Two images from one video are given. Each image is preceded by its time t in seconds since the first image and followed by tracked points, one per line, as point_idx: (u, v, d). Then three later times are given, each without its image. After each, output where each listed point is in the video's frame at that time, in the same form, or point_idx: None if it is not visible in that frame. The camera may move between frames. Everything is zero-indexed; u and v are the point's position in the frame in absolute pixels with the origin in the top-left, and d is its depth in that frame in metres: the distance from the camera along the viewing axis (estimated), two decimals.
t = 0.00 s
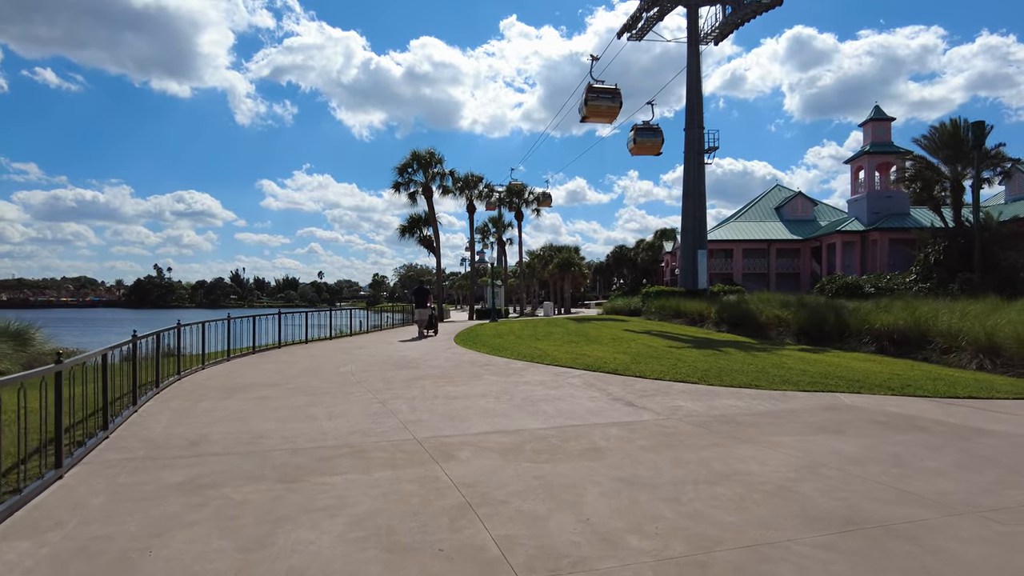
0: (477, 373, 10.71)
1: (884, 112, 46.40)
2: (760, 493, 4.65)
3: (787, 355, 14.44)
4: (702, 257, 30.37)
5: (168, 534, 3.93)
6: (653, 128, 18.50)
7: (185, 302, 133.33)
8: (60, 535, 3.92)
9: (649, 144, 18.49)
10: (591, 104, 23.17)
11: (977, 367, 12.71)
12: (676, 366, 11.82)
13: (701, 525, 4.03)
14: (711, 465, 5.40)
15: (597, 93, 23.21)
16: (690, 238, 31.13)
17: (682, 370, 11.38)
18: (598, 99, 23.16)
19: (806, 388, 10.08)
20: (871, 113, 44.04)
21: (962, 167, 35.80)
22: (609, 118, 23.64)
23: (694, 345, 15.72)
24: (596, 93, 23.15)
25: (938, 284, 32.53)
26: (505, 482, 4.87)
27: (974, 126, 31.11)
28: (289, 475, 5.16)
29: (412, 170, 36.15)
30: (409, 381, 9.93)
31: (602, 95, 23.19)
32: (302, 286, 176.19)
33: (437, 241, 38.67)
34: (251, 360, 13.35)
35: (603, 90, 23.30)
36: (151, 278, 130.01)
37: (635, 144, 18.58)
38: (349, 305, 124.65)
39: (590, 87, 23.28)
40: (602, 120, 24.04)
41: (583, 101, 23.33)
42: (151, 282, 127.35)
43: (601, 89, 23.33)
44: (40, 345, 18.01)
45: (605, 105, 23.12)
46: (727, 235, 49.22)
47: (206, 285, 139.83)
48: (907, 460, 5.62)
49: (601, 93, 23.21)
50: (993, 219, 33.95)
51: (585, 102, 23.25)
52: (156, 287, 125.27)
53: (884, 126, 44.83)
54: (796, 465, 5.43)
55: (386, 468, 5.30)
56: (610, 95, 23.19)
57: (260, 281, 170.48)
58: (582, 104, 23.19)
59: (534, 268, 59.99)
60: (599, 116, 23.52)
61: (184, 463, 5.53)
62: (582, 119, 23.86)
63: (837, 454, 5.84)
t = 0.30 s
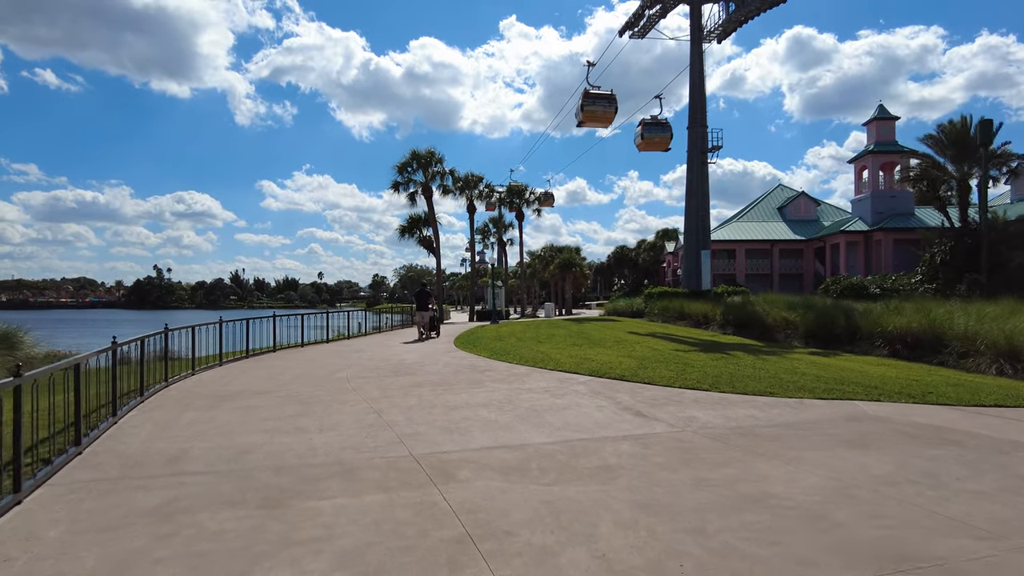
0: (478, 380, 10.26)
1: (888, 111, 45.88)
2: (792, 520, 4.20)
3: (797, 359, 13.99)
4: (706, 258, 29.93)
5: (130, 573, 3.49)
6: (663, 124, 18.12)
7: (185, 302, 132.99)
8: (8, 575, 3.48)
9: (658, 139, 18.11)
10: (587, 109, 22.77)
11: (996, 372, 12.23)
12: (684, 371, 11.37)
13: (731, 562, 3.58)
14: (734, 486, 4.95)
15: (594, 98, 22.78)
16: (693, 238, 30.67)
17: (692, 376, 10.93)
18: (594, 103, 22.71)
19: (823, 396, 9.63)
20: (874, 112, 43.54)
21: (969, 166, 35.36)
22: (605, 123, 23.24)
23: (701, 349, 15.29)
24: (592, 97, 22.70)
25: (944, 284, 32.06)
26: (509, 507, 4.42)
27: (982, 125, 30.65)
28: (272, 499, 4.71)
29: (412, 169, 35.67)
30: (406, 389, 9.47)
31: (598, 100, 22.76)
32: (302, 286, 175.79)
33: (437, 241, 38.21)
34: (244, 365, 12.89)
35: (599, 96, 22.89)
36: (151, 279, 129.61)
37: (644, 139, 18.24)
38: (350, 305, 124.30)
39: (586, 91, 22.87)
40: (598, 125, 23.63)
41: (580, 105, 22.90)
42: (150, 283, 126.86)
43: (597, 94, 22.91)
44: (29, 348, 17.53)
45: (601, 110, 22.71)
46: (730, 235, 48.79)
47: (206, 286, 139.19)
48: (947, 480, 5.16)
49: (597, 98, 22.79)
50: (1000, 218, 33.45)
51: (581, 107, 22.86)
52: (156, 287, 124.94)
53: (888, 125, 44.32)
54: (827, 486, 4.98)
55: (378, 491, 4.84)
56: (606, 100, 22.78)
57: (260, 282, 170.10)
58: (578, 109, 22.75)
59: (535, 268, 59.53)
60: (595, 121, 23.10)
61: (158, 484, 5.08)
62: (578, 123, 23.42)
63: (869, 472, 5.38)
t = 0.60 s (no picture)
0: (483, 381, 9.81)
1: (894, 108, 45.38)
2: (840, 542, 3.77)
3: (812, 360, 13.54)
4: (712, 257, 29.49)
5: None
6: (673, 117, 17.89)
7: (186, 302, 132.63)
8: None
9: (668, 132, 17.91)
10: (585, 113, 22.36)
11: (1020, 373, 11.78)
12: (698, 373, 10.92)
13: None
14: (768, 500, 4.51)
15: (593, 101, 22.33)
16: (699, 237, 30.22)
17: (706, 377, 10.49)
18: (593, 107, 22.26)
19: (845, 398, 9.19)
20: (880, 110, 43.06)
21: (978, 164, 34.93)
22: (604, 126, 22.84)
23: (711, 349, 14.83)
24: (592, 100, 22.26)
25: (953, 284, 31.59)
26: (524, 526, 3.98)
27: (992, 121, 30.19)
28: (262, 514, 4.27)
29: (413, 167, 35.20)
30: (408, 392, 9.02)
31: (597, 104, 22.32)
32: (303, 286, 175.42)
33: (439, 240, 37.77)
34: (241, 365, 12.45)
35: (597, 99, 22.47)
36: (152, 278, 129.25)
37: (655, 132, 18.02)
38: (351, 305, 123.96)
39: (585, 95, 22.44)
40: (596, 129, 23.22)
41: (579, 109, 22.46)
42: (151, 282, 126.48)
43: (596, 98, 22.48)
44: (20, 348, 17.07)
45: (600, 114, 22.28)
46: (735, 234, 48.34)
47: (207, 286, 138.76)
48: (999, 492, 4.73)
49: (595, 102, 22.35)
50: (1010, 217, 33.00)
51: (580, 110, 22.43)
52: (157, 287, 124.59)
53: (894, 123, 43.84)
54: (868, 500, 4.56)
55: (378, 505, 4.41)
56: (605, 103, 22.36)
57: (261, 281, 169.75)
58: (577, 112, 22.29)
59: (537, 268, 59.06)
60: (594, 125, 22.69)
61: (137, 497, 4.63)
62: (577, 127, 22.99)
63: (912, 484, 4.95)
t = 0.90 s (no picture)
0: (488, 387, 9.38)
1: (899, 108, 44.92)
2: None
3: (826, 364, 13.11)
4: (718, 258, 29.09)
5: None
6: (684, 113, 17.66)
7: (187, 302, 132.39)
8: None
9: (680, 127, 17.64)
10: (584, 118, 21.93)
11: None
12: (711, 378, 10.50)
13: None
14: (808, 528, 4.09)
15: (592, 105, 21.92)
16: (703, 237, 29.80)
17: (721, 383, 10.08)
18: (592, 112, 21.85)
19: (868, 406, 8.74)
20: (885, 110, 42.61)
21: (986, 164, 34.48)
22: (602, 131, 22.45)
23: (720, 352, 14.38)
24: (590, 105, 21.85)
25: (961, 286, 31.17)
26: (540, 559, 3.56)
27: (1001, 121, 29.77)
28: (247, 544, 3.84)
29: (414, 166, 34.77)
30: (410, 398, 8.59)
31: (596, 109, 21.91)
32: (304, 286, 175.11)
33: (440, 240, 37.36)
34: (237, 368, 12.01)
35: (595, 104, 22.07)
36: (153, 278, 129.04)
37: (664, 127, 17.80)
38: (353, 305, 123.78)
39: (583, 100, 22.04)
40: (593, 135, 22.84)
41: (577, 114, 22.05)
42: (152, 282, 126.29)
43: (594, 103, 22.09)
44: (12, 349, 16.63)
45: (599, 119, 21.89)
46: (739, 235, 47.94)
47: (208, 286, 138.44)
48: None
49: (594, 108, 21.95)
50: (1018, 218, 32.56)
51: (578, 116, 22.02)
52: (158, 287, 124.46)
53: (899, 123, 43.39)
54: (918, 526, 4.14)
55: (377, 532, 3.97)
56: (605, 107, 21.99)
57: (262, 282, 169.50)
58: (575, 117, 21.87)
59: (539, 268, 58.71)
60: (593, 130, 22.30)
61: (110, 520, 4.20)
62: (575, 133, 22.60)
63: (964, 507, 4.50)
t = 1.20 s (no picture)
0: (490, 390, 8.93)
1: (903, 106, 44.46)
2: None
3: (840, 365, 12.64)
4: (721, 256, 28.65)
5: None
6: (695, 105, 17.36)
7: (186, 302, 131.82)
8: None
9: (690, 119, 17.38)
10: (580, 120, 21.52)
11: None
12: (724, 379, 10.05)
13: None
14: (855, 551, 3.64)
15: (589, 107, 21.49)
16: (707, 235, 29.34)
17: (733, 385, 9.62)
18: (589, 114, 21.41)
19: (891, 409, 8.28)
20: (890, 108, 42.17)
21: (994, 161, 33.99)
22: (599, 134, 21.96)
23: (729, 352, 13.94)
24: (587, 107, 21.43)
25: (968, 285, 30.77)
26: None
27: (1010, 117, 29.27)
28: (221, 571, 3.38)
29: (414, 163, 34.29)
30: (408, 402, 8.14)
31: (593, 112, 21.47)
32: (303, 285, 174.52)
33: (440, 239, 36.90)
34: (229, 370, 11.54)
35: (592, 107, 21.63)
36: (152, 278, 128.47)
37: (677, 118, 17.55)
38: (352, 305, 123.31)
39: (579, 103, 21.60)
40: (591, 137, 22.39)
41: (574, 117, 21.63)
42: (151, 282, 125.72)
43: (591, 106, 21.66)
44: None
45: (595, 121, 21.46)
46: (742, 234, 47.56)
47: (207, 285, 137.78)
48: None
49: (591, 110, 21.54)
50: None
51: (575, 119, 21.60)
52: (157, 286, 123.93)
53: (903, 121, 42.95)
54: (977, 549, 3.68)
55: (370, 557, 3.52)
56: (601, 110, 21.55)
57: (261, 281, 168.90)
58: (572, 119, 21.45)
59: (539, 267, 58.25)
60: (591, 133, 21.84)
61: (70, 543, 3.74)
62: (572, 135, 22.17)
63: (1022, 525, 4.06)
